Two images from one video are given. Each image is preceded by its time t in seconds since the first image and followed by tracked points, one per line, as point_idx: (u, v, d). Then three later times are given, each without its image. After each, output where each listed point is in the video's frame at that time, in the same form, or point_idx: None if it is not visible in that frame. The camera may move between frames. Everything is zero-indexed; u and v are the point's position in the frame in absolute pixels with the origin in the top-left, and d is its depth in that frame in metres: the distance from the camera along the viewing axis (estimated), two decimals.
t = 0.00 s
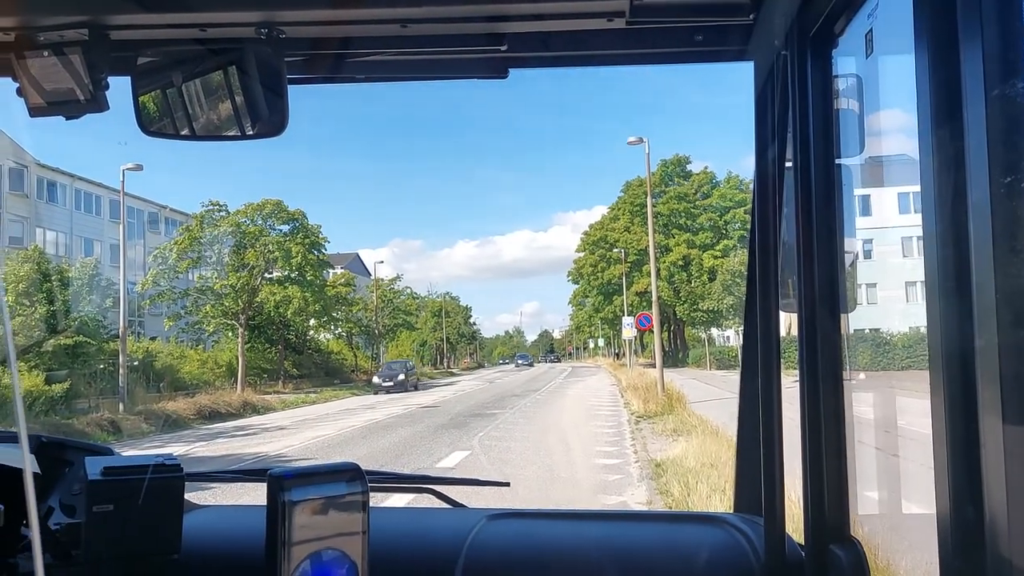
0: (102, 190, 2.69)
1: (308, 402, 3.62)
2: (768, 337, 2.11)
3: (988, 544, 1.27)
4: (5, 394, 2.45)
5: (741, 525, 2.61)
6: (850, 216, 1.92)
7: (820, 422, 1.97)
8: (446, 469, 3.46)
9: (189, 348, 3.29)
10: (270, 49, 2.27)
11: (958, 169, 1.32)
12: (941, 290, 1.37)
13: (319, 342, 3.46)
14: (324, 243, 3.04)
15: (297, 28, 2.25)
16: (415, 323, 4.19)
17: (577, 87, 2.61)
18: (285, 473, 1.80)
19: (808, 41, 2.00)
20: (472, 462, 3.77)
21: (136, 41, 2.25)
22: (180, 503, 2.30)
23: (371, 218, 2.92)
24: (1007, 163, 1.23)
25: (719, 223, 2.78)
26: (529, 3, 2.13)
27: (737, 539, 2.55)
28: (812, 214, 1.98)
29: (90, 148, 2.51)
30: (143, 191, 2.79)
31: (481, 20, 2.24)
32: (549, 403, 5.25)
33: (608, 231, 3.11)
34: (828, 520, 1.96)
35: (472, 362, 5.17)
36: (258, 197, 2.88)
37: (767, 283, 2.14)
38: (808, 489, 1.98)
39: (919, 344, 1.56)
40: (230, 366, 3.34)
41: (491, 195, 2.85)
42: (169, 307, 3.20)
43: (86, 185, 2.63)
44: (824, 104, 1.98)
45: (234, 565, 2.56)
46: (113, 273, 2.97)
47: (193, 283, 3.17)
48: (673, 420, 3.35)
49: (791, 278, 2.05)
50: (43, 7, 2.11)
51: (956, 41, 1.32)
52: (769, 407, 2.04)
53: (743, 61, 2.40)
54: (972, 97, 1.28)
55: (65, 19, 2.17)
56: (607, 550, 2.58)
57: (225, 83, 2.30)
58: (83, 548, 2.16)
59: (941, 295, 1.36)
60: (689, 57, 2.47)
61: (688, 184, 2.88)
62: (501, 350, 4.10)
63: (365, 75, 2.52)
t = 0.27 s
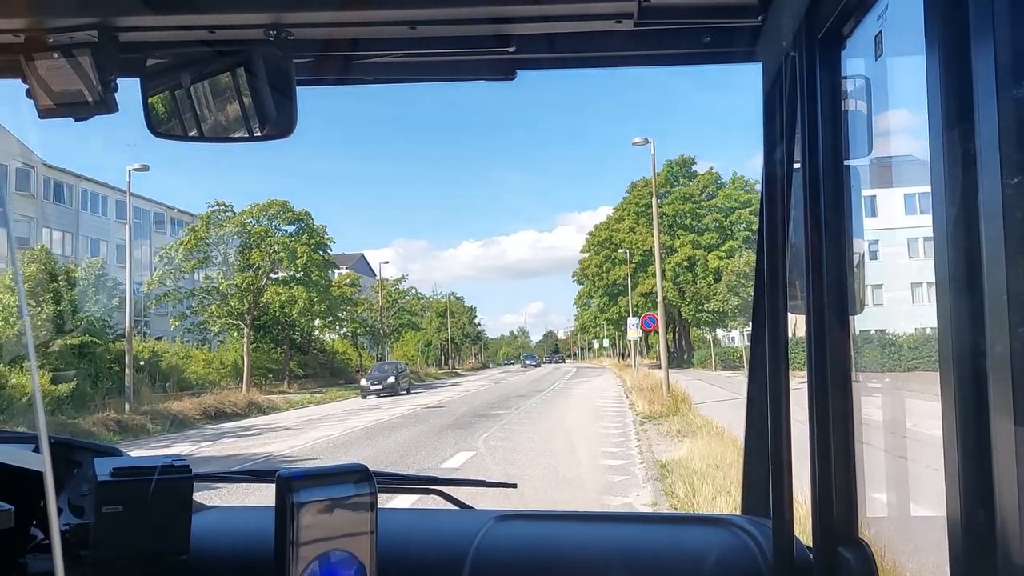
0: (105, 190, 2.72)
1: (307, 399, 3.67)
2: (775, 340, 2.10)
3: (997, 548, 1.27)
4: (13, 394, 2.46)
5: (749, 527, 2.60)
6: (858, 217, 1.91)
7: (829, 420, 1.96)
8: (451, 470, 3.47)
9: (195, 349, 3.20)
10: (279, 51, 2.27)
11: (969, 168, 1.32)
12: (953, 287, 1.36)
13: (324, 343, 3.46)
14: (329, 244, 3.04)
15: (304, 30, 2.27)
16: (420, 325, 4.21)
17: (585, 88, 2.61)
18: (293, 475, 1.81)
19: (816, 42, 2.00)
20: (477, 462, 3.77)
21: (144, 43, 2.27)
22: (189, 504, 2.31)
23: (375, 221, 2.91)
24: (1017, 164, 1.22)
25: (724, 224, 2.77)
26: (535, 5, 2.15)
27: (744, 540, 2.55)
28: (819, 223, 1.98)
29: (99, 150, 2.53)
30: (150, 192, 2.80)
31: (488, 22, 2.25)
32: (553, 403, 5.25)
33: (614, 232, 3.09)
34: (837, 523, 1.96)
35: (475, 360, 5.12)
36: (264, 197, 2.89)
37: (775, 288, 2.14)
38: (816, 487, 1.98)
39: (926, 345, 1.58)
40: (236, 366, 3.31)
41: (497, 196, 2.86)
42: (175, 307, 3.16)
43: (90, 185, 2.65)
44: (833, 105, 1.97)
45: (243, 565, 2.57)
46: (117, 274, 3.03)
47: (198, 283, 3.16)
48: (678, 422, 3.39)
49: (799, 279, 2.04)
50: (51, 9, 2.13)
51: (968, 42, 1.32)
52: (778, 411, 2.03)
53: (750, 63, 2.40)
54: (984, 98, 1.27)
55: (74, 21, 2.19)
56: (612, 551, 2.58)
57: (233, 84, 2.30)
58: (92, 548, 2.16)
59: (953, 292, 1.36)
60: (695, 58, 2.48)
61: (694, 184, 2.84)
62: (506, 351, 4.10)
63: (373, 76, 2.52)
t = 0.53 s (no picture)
0: (113, 188, 2.72)
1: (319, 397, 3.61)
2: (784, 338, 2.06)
3: (1010, 549, 1.27)
4: (24, 391, 2.48)
5: (757, 527, 2.61)
6: (869, 217, 1.91)
7: (840, 423, 1.94)
8: (458, 468, 3.47)
9: (203, 346, 3.24)
10: (289, 49, 2.31)
11: (984, 166, 1.32)
12: (966, 285, 1.35)
13: (331, 340, 3.40)
14: (336, 242, 3.02)
15: (314, 28, 2.29)
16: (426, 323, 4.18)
17: (590, 86, 2.65)
18: (304, 472, 1.81)
19: (827, 42, 1.99)
20: (484, 460, 3.78)
21: (154, 41, 2.30)
22: (200, 502, 2.31)
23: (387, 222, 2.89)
24: None
25: (731, 223, 2.75)
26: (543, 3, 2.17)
27: (753, 541, 2.55)
28: (831, 217, 1.97)
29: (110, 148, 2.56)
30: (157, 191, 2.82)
31: (497, 20, 2.28)
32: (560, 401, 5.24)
33: (620, 231, 3.03)
34: (847, 523, 1.95)
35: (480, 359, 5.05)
36: (270, 195, 2.88)
37: (785, 288, 2.07)
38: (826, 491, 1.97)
39: (934, 344, 1.58)
40: (243, 364, 3.26)
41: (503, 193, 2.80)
42: (182, 305, 3.20)
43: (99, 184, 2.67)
44: (844, 104, 1.97)
45: (253, 562, 2.58)
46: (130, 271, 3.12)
47: (205, 281, 3.18)
48: (685, 420, 3.28)
49: (810, 279, 2.02)
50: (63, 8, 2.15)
51: (979, 44, 1.33)
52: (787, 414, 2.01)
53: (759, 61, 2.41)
54: (997, 98, 1.29)
55: (85, 20, 2.21)
56: (620, 550, 2.58)
57: (243, 82, 2.32)
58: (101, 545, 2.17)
59: (966, 291, 1.35)
60: (701, 57, 2.49)
61: (700, 184, 2.82)
62: (513, 350, 4.10)
63: (384, 74, 2.58)
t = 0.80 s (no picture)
0: (117, 185, 2.68)
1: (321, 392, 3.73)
2: (789, 334, 2.01)
3: (1016, 547, 1.26)
4: (30, 387, 2.50)
5: (762, 525, 2.61)
6: (874, 215, 1.90)
7: (845, 420, 1.95)
8: (462, 465, 3.48)
9: (207, 343, 3.26)
10: (294, 47, 2.32)
11: (989, 163, 1.32)
12: (972, 280, 1.36)
13: (335, 338, 3.42)
14: (339, 239, 2.99)
15: (319, 25, 2.31)
16: (428, 320, 4.10)
17: (594, 84, 2.65)
18: (309, 469, 1.81)
19: (834, 39, 1.98)
20: (488, 457, 3.78)
21: (159, 38, 2.31)
22: (205, 498, 2.32)
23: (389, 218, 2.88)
24: None
25: (735, 220, 2.76)
26: None
27: (759, 540, 2.54)
28: (836, 215, 1.97)
29: (116, 145, 2.56)
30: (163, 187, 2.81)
31: (502, 17, 2.30)
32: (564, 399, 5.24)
33: (624, 229, 3.05)
34: (852, 520, 1.96)
35: (485, 357, 4.89)
36: (275, 192, 2.86)
37: (791, 288, 2.03)
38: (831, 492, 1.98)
39: (938, 341, 1.58)
40: (247, 360, 3.35)
41: (506, 191, 2.79)
42: (187, 302, 3.21)
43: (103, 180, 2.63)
44: (850, 102, 1.96)
45: (259, 558, 2.59)
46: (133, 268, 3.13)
47: (210, 278, 3.16)
48: (689, 418, 3.30)
49: (814, 276, 2.02)
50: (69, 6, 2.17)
51: (987, 41, 1.33)
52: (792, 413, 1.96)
53: (765, 58, 2.41)
54: (1004, 95, 1.29)
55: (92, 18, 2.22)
56: (624, 547, 2.58)
57: (247, 79, 2.34)
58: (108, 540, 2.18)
59: (974, 285, 1.35)
60: (703, 54, 2.50)
61: (704, 181, 2.82)
62: (516, 348, 4.10)
63: (388, 72, 2.60)
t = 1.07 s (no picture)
0: (121, 180, 2.72)
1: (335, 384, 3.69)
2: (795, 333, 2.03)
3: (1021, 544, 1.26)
4: (36, 382, 2.51)
5: (766, 520, 2.61)
6: (880, 211, 1.90)
7: (850, 420, 1.93)
8: (466, 460, 3.48)
9: (212, 339, 3.25)
10: (299, 42, 2.33)
11: (995, 157, 1.32)
12: (978, 277, 1.35)
13: (340, 334, 3.45)
14: (344, 235, 3.00)
15: (323, 21, 2.32)
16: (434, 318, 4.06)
17: (599, 79, 2.67)
18: (314, 463, 1.82)
19: (839, 34, 1.96)
20: (492, 453, 3.79)
21: (164, 34, 2.32)
22: (210, 493, 2.33)
23: (393, 213, 2.86)
24: None
25: (740, 216, 2.77)
26: None
27: (764, 535, 2.54)
28: (843, 211, 1.94)
29: (120, 140, 2.57)
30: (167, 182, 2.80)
31: (506, 12, 2.33)
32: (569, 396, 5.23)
33: (629, 224, 3.01)
34: (857, 517, 1.94)
35: (491, 353, 4.59)
36: (280, 188, 2.87)
37: (796, 285, 2.05)
38: (835, 488, 1.96)
39: (944, 338, 1.58)
40: (252, 356, 3.32)
41: (510, 187, 2.79)
42: (192, 298, 3.22)
43: (108, 175, 2.67)
44: (856, 98, 1.96)
45: (265, 553, 2.61)
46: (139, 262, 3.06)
47: (215, 274, 3.22)
48: (694, 414, 3.33)
49: (818, 272, 2.02)
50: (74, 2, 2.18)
51: (996, 38, 1.33)
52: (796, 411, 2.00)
53: (772, 54, 2.42)
54: (1011, 89, 1.29)
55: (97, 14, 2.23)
56: (627, 543, 2.58)
57: (252, 75, 2.35)
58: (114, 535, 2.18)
59: (980, 284, 1.34)
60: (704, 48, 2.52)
61: (710, 177, 2.80)
62: (521, 344, 4.10)
63: (393, 67, 2.61)
